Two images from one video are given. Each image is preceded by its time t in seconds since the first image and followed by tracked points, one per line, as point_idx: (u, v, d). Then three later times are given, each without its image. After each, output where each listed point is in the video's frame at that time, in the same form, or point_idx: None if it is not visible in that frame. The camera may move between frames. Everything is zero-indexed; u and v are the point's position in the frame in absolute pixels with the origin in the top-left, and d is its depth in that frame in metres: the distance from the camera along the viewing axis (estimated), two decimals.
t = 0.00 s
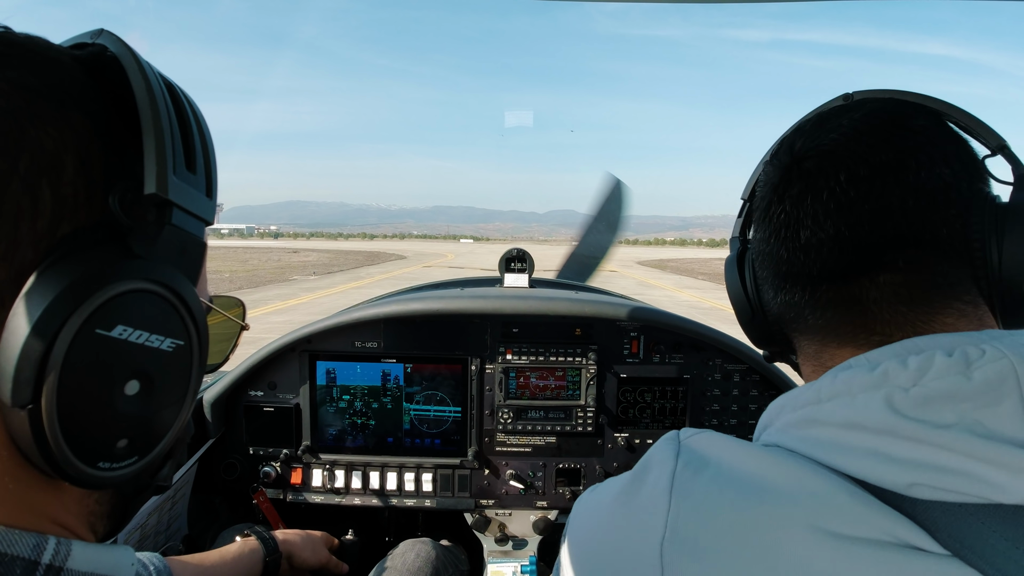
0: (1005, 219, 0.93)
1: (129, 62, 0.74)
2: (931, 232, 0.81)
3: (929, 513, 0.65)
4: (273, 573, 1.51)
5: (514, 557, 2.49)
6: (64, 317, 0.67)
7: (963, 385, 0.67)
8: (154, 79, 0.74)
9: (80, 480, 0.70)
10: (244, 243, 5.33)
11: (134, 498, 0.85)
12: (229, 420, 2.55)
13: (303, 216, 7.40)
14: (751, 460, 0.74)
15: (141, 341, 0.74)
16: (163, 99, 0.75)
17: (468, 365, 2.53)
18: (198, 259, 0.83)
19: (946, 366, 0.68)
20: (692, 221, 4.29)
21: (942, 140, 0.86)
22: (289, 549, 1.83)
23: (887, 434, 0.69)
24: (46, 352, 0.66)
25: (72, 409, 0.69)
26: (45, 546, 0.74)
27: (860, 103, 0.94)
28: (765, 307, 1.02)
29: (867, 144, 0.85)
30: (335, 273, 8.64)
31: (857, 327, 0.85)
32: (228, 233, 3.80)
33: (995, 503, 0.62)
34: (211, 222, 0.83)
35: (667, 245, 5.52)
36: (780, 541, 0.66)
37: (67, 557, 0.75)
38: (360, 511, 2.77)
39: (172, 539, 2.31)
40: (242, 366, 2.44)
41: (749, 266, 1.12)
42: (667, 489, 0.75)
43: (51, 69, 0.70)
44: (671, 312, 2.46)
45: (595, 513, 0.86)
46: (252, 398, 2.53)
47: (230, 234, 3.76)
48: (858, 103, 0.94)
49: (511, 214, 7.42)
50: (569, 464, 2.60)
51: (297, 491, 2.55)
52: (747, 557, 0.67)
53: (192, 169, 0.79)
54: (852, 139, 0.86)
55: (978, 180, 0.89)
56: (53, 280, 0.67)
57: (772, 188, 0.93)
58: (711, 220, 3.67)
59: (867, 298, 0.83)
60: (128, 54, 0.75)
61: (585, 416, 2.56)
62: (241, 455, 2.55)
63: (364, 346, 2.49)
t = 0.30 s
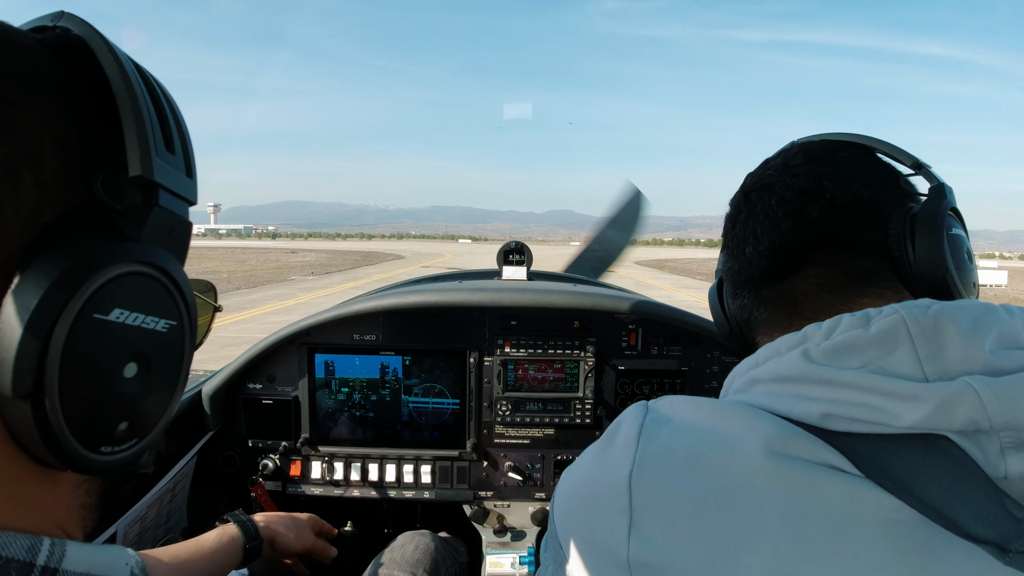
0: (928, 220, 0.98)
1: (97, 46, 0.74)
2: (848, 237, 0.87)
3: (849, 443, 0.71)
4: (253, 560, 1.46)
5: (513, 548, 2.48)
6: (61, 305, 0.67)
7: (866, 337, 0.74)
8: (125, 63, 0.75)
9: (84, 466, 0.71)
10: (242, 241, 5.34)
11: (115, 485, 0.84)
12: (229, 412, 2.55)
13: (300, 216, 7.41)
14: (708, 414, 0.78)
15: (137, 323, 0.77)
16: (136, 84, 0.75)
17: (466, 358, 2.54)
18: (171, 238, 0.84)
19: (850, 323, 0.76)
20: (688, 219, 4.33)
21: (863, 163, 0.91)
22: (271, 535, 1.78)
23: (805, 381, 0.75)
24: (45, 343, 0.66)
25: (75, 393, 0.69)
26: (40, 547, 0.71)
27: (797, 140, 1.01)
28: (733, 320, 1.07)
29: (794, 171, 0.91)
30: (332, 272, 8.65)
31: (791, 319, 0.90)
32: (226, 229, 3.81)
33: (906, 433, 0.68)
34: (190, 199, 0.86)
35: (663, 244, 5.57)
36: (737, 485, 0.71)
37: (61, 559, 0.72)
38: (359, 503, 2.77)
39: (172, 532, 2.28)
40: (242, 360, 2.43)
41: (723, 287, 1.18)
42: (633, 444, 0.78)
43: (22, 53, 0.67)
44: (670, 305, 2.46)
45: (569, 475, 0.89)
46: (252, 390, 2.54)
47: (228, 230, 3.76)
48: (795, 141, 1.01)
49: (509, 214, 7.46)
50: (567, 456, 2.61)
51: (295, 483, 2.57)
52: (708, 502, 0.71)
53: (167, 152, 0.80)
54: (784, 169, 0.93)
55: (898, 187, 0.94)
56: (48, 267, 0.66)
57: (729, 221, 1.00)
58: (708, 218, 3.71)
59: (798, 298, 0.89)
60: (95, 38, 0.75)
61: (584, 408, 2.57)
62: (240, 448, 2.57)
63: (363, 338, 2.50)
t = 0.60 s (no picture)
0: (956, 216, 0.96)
1: (29, 17, 0.71)
2: (875, 232, 0.84)
3: (882, 468, 0.66)
4: None
5: (513, 549, 2.48)
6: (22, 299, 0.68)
7: (905, 352, 0.69)
8: (63, 37, 0.73)
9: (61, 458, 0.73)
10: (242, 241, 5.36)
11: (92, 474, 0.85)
12: (228, 413, 2.54)
13: (300, 216, 7.44)
14: (728, 433, 0.74)
15: (96, 312, 0.78)
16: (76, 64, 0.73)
17: (466, 358, 2.54)
18: (122, 220, 0.85)
19: (887, 335, 0.71)
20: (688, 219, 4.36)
21: (889, 155, 0.88)
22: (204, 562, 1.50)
23: (838, 400, 0.71)
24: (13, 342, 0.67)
25: (43, 387, 0.71)
26: (21, 554, 0.69)
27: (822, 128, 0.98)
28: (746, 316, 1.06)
29: (817, 161, 0.88)
30: (332, 273, 8.68)
31: (812, 320, 0.88)
32: (227, 230, 3.82)
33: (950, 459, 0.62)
34: (137, 176, 0.86)
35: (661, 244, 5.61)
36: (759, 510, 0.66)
37: (43, 564, 0.71)
38: (358, 504, 2.76)
39: (172, 533, 2.31)
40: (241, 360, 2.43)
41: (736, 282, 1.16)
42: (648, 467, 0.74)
43: None
44: (669, 305, 2.46)
45: (577, 498, 0.84)
46: (251, 391, 2.54)
47: (229, 230, 3.78)
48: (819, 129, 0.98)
49: (509, 214, 7.50)
50: (566, 457, 2.61)
51: (294, 484, 2.56)
52: (723, 521, 0.67)
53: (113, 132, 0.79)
54: (805, 159, 0.90)
55: (927, 183, 0.92)
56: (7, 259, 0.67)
57: (744, 211, 0.98)
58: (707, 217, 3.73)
59: (818, 297, 0.86)
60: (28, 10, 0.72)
61: (583, 408, 2.56)
62: (239, 449, 2.56)
63: (362, 339, 2.50)
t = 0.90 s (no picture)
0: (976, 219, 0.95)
1: None
2: (897, 235, 0.83)
3: (904, 489, 0.66)
4: None
5: (513, 555, 2.51)
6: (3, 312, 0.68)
7: (929, 370, 0.68)
8: (16, 42, 0.73)
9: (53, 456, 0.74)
10: (241, 243, 5.35)
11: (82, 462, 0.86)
12: (227, 418, 2.53)
13: (300, 218, 7.44)
14: (738, 449, 0.73)
15: (76, 314, 0.78)
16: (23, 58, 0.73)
17: (466, 363, 2.54)
18: (95, 223, 0.84)
19: (909, 351, 0.70)
20: (688, 223, 4.35)
21: (911, 152, 0.87)
22: None
23: (859, 419, 0.70)
24: None
25: (32, 393, 0.71)
26: (7, 554, 0.68)
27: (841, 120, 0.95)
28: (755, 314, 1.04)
29: (836, 157, 0.87)
30: (332, 274, 8.67)
31: (829, 323, 0.87)
32: (226, 234, 3.81)
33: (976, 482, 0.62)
34: (105, 177, 0.86)
35: (660, 247, 5.60)
36: (772, 532, 0.66)
37: (30, 565, 0.70)
38: (358, 510, 2.76)
39: (171, 539, 2.32)
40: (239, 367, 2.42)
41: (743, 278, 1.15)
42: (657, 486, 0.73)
43: None
44: (670, 310, 2.45)
45: (583, 513, 0.84)
46: (251, 397, 2.53)
47: (228, 234, 3.77)
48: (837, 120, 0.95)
49: (509, 216, 7.50)
50: (566, 463, 2.61)
51: (294, 489, 2.55)
52: (733, 538, 0.67)
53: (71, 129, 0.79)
54: (823, 153, 0.88)
55: (949, 184, 0.90)
56: None
57: (756, 206, 0.96)
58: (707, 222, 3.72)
59: (835, 300, 0.85)
60: None
61: (583, 414, 2.56)
62: (239, 454, 2.56)
63: (361, 344, 2.49)
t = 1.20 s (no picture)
0: (971, 221, 0.96)
1: None
2: (893, 234, 0.83)
3: (901, 476, 0.66)
4: None
5: (512, 552, 2.51)
6: None
7: (923, 360, 0.69)
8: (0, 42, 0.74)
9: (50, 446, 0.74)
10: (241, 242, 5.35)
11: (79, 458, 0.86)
12: (227, 416, 2.54)
13: (300, 217, 7.44)
14: (740, 439, 0.73)
15: (68, 307, 0.78)
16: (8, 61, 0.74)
17: (466, 361, 2.54)
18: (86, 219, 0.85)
19: (905, 342, 0.71)
20: (689, 222, 4.36)
21: (907, 153, 0.88)
22: None
23: (855, 407, 0.70)
24: None
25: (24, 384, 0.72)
26: (6, 547, 0.68)
27: (839, 126, 0.96)
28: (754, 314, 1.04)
29: (834, 159, 0.87)
30: (332, 274, 8.68)
31: (826, 320, 0.87)
32: (227, 232, 3.81)
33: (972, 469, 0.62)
34: (95, 174, 0.85)
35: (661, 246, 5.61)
36: (773, 521, 0.66)
37: (28, 558, 0.70)
38: (358, 507, 2.76)
39: (170, 536, 2.32)
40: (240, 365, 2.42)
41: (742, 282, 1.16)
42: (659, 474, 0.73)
43: None
44: (670, 308, 2.45)
45: (584, 502, 0.83)
46: (251, 395, 2.53)
47: (229, 233, 3.77)
48: (836, 126, 0.96)
49: (509, 215, 7.50)
50: (566, 460, 2.61)
51: (294, 487, 2.56)
52: (733, 525, 0.66)
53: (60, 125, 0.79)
54: (820, 156, 0.88)
55: (945, 185, 0.91)
56: None
57: (753, 207, 0.96)
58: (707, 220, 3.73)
59: (833, 298, 0.85)
60: None
61: (582, 412, 2.57)
62: (239, 452, 2.56)
63: (361, 342, 2.50)
